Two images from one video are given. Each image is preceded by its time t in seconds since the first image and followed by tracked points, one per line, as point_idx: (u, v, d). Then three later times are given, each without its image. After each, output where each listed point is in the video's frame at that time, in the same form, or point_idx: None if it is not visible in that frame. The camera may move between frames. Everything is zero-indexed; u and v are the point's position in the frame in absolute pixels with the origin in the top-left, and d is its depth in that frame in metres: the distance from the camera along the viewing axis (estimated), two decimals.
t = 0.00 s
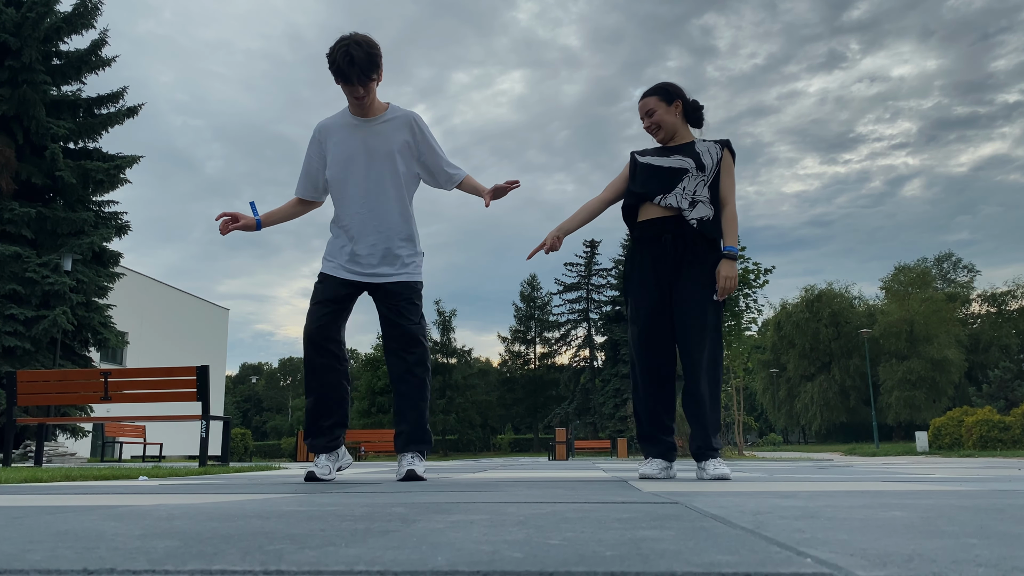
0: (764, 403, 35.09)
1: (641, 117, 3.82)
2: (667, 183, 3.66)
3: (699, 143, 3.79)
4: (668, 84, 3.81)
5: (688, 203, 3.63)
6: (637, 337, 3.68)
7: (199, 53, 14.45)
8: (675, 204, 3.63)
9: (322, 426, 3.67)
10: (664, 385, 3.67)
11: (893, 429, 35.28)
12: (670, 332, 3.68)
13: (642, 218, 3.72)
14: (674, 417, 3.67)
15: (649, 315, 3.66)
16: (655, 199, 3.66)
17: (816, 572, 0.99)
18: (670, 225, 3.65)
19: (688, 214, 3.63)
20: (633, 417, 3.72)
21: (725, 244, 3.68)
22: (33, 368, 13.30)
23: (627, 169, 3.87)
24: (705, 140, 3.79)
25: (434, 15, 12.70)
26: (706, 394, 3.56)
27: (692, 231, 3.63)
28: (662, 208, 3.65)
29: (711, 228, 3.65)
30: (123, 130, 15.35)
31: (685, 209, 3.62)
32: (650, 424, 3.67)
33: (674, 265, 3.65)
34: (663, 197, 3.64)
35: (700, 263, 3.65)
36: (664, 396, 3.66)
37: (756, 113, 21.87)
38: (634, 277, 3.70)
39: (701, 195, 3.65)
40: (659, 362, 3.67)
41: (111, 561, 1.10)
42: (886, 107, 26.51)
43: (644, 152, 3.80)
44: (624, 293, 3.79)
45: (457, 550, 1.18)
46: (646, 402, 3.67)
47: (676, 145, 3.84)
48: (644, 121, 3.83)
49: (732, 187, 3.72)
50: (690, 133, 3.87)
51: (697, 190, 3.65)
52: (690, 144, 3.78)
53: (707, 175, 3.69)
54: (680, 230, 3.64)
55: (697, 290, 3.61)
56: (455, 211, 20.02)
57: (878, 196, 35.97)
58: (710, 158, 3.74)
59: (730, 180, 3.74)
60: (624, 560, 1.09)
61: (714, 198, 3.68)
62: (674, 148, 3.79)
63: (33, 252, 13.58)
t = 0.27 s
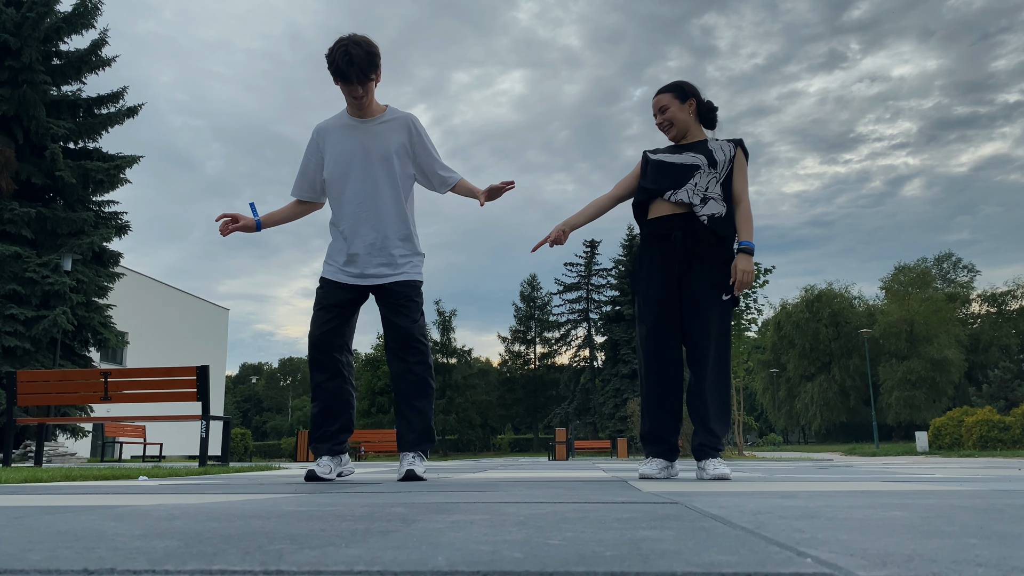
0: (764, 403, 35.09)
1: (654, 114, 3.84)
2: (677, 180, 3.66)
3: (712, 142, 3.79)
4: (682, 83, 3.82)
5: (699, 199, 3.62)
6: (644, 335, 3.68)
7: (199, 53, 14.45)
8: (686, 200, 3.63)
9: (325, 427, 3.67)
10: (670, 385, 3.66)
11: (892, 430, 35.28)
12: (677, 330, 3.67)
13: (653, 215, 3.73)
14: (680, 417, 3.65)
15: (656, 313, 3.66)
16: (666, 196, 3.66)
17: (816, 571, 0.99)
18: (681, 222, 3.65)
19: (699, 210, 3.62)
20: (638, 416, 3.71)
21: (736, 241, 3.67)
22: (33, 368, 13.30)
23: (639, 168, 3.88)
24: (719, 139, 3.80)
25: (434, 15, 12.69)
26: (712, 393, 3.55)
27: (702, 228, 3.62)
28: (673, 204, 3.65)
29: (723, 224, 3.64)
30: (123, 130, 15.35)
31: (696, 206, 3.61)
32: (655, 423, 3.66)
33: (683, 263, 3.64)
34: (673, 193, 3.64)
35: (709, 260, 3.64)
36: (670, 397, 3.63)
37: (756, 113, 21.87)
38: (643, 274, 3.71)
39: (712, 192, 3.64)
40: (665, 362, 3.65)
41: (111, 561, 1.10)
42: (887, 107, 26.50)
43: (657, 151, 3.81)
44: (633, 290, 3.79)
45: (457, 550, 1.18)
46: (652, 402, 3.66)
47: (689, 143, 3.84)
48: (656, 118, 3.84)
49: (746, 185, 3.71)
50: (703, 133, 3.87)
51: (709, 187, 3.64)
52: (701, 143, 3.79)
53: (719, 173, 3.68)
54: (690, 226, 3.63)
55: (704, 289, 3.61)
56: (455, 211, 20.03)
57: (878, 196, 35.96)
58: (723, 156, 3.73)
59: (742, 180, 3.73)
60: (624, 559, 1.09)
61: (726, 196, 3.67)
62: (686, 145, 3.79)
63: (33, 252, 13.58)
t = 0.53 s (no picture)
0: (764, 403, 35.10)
1: (657, 109, 3.85)
2: (679, 179, 3.65)
3: (714, 139, 3.80)
4: (687, 80, 3.82)
5: (701, 199, 3.62)
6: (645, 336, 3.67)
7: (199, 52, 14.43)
8: (688, 199, 3.63)
9: (323, 426, 3.65)
10: (671, 385, 3.65)
11: (892, 430, 35.26)
12: (678, 331, 3.67)
13: (655, 214, 3.74)
14: (680, 418, 3.66)
15: (658, 314, 3.66)
16: (667, 195, 3.67)
17: (815, 571, 0.98)
18: (683, 222, 3.66)
19: (701, 210, 3.62)
20: (638, 417, 3.72)
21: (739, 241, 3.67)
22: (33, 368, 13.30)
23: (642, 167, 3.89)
24: (722, 136, 3.80)
25: (434, 14, 12.69)
26: (711, 394, 3.56)
27: (704, 227, 3.62)
28: (673, 204, 3.66)
29: (724, 224, 3.63)
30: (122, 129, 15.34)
31: (697, 205, 3.61)
32: (656, 423, 3.66)
33: (683, 263, 3.63)
34: (675, 192, 3.65)
35: (710, 260, 3.62)
36: (670, 397, 3.63)
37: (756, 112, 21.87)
38: (643, 274, 3.71)
39: (714, 191, 3.64)
40: (666, 362, 3.64)
41: (111, 561, 1.10)
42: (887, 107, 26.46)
43: (659, 150, 3.81)
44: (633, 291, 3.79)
45: (457, 550, 1.18)
46: (652, 403, 3.66)
47: (691, 140, 3.85)
48: (659, 113, 3.85)
49: (748, 183, 3.71)
50: (705, 129, 3.88)
51: (711, 185, 3.64)
52: (703, 141, 3.78)
53: (721, 171, 3.68)
54: (692, 225, 3.64)
55: (705, 289, 3.60)
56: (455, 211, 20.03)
57: (878, 196, 35.96)
58: (725, 154, 3.73)
59: (744, 180, 3.73)
60: (624, 558, 1.08)
61: (727, 195, 3.67)
62: (688, 142, 3.79)
63: (33, 252, 13.57)
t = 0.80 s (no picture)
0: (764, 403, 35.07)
1: (658, 107, 3.85)
2: (678, 178, 3.65)
3: (715, 137, 3.78)
4: (689, 77, 3.81)
5: (700, 198, 3.61)
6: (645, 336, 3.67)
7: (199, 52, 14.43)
8: (687, 198, 3.63)
9: (323, 425, 3.65)
10: (671, 385, 3.65)
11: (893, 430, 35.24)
12: (677, 331, 3.68)
13: (655, 214, 3.74)
14: (679, 418, 3.66)
15: (657, 314, 3.66)
16: (666, 195, 3.67)
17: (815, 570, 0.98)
18: (682, 221, 3.65)
19: (700, 209, 3.62)
20: (638, 417, 3.72)
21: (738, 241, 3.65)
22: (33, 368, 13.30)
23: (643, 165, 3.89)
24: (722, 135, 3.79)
25: (434, 14, 12.69)
26: (711, 394, 3.56)
27: (703, 226, 3.62)
28: (672, 203, 3.66)
29: (723, 223, 3.63)
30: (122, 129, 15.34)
31: (696, 204, 3.61)
32: (656, 424, 3.66)
33: (682, 263, 3.64)
34: (673, 192, 3.65)
35: (710, 259, 3.63)
36: (670, 398, 3.63)
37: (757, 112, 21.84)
38: (643, 274, 3.70)
39: (714, 190, 3.63)
40: (665, 363, 3.64)
41: (111, 560, 1.10)
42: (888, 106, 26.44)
43: (659, 148, 3.81)
44: (633, 290, 3.79)
45: (458, 551, 1.18)
46: (652, 403, 3.66)
47: (692, 139, 3.84)
48: (660, 111, 3.85)
49: (749, 182, 3.69)
50: (706, 128, 3.87)
51: (710, 185, 3.63)
52: (703, 140, 3.78)
53: (720, 170, 3.67)
54: (690, 224, 3.64)
55: (704, 288, 3.61)
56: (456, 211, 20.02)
57: (879, 196, 35.93)
58: (724, 153, 3.72)
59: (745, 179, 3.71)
60: (625, 559, 1.08)
61: (727, 194, 3.67)
62: (688, 141, 3.79)
63: (33, 252, 13.57)
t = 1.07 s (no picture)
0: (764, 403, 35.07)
1: (654, 105, 3.83)
2: (676, 181, 3.65)
3: (711, 137, 3.76)
4: (687, 76, 3.80)
5: (699, 200, 3.62)
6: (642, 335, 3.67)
7: (199, 52, 14.43)
8: (684, 200, 3.63)
9: (322, 427, 3.61)
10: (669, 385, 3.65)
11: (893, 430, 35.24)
12: (674, 331, 3.68)
13: (653, 215, 3.74)
14: (676, 416, 3.67)
15: (654, 314, 3.66)
16: (664, 198, 3.67)
17: (816, 571, 0.98)
18: (679, 223, 3.65)
19: (698, 211, 3.62)
20: (635, 415, 3.71)
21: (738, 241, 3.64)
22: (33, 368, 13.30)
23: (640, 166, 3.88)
24: (718, 134, 3.76)
25: (434, 14, 12.68)
26: (708, 395, 3.56)
27: (701, 228, 3.62)
28: (671, 205, 3.66)
29: (721, 224, 3.63)
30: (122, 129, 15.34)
31: (695, 206, 3.61)
32: (654, 422, 3.66)
33: (680, 263, 3.64)
34: (671, 194, 3.66)
35: (708, 260, 3.62)
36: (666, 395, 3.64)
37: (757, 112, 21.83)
38: (640, 274, 3.71)
39: (712, 192, 3.63)
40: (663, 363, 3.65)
41: (111, 561, 1.10)
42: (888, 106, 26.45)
43: (657, 149, 3.80)
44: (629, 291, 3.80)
45: (458, 551, 1.18)
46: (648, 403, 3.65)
47: (688, 138, 3.83)
48: (657, 109, 3.83)
49: (746, 180, 3.67)
50: (702, 128, 3.85)
51: (708, 187, 3.63)
52: (699, 141, 3.77)
53: (718, 171, 3.65)
54: (688, 225, 3.64)
55: (703, 288, 3.60)
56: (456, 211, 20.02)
57: (879, 195, 35.80)
58: (721, 153, 3.70)
59: (742, 177, 3.68)
60: (624, 559, 1.08)
61: (726, 195, 3.65)
62: (686, 142, 3.78)
63: (33, 252, 13.58)
